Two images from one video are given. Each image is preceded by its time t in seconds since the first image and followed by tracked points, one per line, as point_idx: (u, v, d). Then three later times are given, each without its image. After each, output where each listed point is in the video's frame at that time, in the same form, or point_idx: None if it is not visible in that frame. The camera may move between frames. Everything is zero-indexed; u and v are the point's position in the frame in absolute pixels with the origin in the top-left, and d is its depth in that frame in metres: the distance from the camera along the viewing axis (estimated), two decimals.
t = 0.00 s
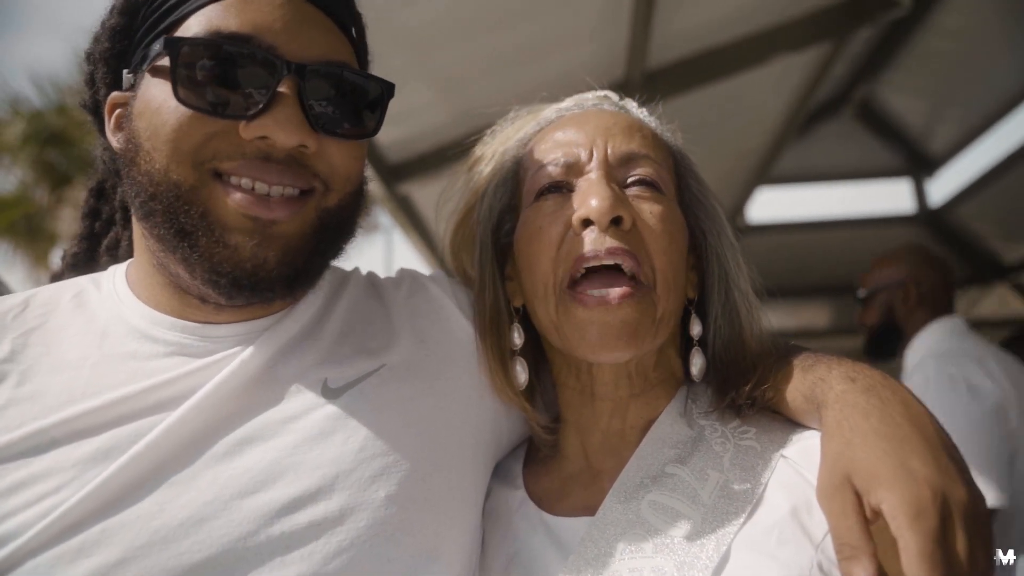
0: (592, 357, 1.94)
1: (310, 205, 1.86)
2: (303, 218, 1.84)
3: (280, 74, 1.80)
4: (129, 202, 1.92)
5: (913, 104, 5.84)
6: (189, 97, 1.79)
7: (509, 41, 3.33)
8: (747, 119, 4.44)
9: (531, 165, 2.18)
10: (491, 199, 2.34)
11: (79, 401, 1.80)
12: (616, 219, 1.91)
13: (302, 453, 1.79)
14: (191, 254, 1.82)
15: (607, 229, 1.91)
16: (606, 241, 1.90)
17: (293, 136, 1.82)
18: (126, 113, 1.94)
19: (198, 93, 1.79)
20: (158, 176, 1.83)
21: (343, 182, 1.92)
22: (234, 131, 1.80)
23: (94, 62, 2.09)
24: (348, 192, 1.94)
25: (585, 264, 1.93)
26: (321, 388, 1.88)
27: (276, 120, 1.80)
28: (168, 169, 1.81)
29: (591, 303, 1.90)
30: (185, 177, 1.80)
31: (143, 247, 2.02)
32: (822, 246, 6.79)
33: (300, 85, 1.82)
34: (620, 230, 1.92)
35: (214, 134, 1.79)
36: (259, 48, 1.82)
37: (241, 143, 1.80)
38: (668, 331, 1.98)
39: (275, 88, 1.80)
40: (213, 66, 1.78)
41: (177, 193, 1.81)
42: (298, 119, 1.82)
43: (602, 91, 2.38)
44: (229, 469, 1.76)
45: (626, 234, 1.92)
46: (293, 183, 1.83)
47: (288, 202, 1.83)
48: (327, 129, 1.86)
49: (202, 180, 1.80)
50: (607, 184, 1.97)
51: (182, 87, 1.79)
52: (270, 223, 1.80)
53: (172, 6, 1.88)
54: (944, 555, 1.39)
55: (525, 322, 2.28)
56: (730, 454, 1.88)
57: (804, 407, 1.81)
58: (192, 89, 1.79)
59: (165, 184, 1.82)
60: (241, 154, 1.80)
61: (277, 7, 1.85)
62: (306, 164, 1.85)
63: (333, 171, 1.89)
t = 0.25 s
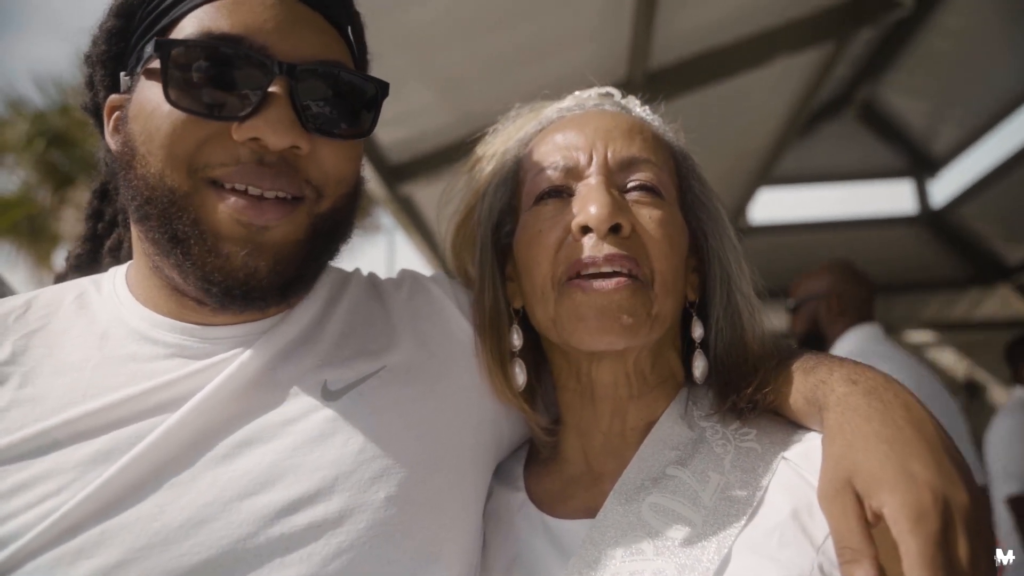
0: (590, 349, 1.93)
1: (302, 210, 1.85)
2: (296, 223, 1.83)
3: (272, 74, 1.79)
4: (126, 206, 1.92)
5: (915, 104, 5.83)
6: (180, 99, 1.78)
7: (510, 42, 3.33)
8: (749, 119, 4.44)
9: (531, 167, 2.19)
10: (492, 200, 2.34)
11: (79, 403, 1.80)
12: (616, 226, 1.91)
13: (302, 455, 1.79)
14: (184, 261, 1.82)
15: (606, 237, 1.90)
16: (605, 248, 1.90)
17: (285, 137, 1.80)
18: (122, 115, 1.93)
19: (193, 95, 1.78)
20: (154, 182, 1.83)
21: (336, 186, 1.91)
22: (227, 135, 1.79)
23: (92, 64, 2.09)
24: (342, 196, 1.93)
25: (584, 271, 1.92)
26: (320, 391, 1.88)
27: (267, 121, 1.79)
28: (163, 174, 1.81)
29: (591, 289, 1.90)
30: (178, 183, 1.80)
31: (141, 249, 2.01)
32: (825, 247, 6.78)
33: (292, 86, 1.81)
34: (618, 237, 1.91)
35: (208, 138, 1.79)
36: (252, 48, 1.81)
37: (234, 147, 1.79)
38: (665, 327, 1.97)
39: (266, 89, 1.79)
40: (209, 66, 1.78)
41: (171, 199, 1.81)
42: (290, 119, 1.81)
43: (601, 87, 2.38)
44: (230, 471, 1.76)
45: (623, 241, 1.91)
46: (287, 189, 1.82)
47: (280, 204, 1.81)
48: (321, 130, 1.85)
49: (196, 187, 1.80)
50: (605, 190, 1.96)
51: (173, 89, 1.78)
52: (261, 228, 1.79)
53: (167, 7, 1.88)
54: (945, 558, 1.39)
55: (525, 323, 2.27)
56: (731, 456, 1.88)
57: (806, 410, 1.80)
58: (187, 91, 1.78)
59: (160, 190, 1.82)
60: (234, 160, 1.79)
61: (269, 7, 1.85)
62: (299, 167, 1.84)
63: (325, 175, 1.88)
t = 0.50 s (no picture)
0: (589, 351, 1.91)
1: (297, 217, 1.82)
2: (290, 229, 1.81)
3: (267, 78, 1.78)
4: (125, 212, 1.92)
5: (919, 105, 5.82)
6: (176, 103, 1.77)
7: (511, 45, 3.32)
8: (751, 121, 4.43)
9: (531, 170, 2.18)
10: (492, 203, 2.33)
11: (80, 408, 1.80)
12: (614, 231, 1.90)
13: (301, 458, 1.78)
14: (180, 267, 1.82)
15: (603, 241, 1.90)
16: (602, 254, 1.89)
17: (280, 142, 1.78)
18: (121, 119, 1.92)
19: (190, 99, 1.77)
20: (151, 189, 1.82)
21: (332, 192, 1.89)
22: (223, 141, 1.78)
23: (92, 69, 2.08)
24: (337, 202, 1.91)
25: (581, 276, 1.91)
26: (320, 396, 1.87)
27: (263, 125, 1.77)
28: (161, 181, 1.80)
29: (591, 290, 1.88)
30: (174, 190, 1.79)
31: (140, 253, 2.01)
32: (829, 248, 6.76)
33: (289, 89, 1.81)
34: (617, 242, 1.91)
35: (206, 145, 1.77)
36: (248, 52, 1.81)
37: (231, 151, 1.78)
38: (665, 332, 1.96)
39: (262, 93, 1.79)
40: (207, 70, 1.77)
41: (167, 206, 1.81)
42: (284, 122, 1.79)
43: (600, 90, 2.38)
44: (229, 474, 1.76)
45: (622, 246, 1.91)
46: (283, 196, 1.79)
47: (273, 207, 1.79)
48: (319, 133, 1.84)
49: (192, 195, 1.79)
50: (605, 193, 1.96)
51: (168, 93, 1.77)
52: (256, 234, 1.77)
53: (165, 12, 1.87)
54: (946, 562, 1.39)
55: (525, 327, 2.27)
56: (734, 459, 1.87)
57: (809, 412, 1.79)
58: (185, 96, 1.77)
59: (157, 197, 1.81)
60: (229, 168, 1.77)
61: (264, 10, 1.85)
62: (295, 173, 1.82)
63: (320, 184, 1.86)
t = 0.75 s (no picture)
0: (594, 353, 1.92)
1: (292, 224, 1.84)
2: (286, 236, 1.83)
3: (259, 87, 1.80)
4: (123, 220, 1.95)
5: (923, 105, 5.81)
6: (168, 113, 1.80)
7: (513, 46, 3.34)
8: (755, 122, 4.44)
9: (539, 171, 2.20)
10: (499, 204, 2.34)
11: (82, 411, 1.84)
12: (623, 229, 1.91)
13: (301, 460, 1.81)
14: (175, 272, 1.85)
15: (613, 240, 1.90)
16: (611, 252, 1.90)
17: (273, 153, 1.80)
18: (120, 124, 1.95)
19: (187, 107, 1.80)
20: (145, 197, 1.85)
21: (329, 199, 1.92)
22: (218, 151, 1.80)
23: (93, 74, 2.12)
24: (335, 208, 1.94)
25: (590, 275, 1.92)
26: (320, 398, 1.91)
27: (255, 139, 1.79)
28: (154, 189, 1.83)
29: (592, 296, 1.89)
30: (169, 199, 1.82)
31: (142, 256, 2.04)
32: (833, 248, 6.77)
33: (283, 97, 1.82)
34: (626, 241, 1.92)
35: (196, 157, 1.80)
36: (241, 60, 1.83)
37: (224, 161, 1.80)
38: (672, 339, 1.95)
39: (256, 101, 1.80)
40: (204, 76, 1.79)
41: (161, 214, 1.84)
42: (278, 132, 1.81)
43: (609, 95, 2.40)
44: (231, 477, 1.79)
45: (631, 246, 1.92)
46: (274, 208, 1.81)
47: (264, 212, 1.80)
48: (313, 142, 1.86)
49: (185, 204, 1.82)
50: (615, 194, 1.97)
51: (161, 103, 1.80)
52: (252, 243, 1.80)
53: (161, 18, 1.91)
54: (944, 549, 1.39)
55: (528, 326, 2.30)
56: (732, 454, 1.88)
57: (806, 402, 1.80)
58: (181, 103, 1.80)
59: (151, 205, 1.85)
60: (223, 181, 1.79)
61: (258, 17, 1.86)
62: (291, 184, 1.84)
63: (318, 191, 1.88)
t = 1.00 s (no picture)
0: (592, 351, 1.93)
1: (278, 229, 1.86)
2: (268, 242, 1.84)
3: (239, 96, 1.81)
4: (112, 234, 1.96)
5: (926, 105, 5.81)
6: (147, 128, 1.81)
7: (514, 47, 3.35)
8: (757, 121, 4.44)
9: (544, 170, 2.20)
10: (507, 202, 2.34)
11: (84, 415, 1.85)
12: (624, 226, 1.92)
13: (300, 463, 1.84)
14: (156, 283, 1.87)
15: (615, 236, 1.91)
16: (613, 247, 1.90)
17: (249, 162, 1.80)
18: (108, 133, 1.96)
19: (167, 121, 1.81)
20: (127, 208, 1.86)
21: (315, 204, 1.93)
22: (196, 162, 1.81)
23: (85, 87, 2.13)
24: (322, 213, 1.95)
25: (592, 270, 1.92)
26: (320, 398, 1.94)
27: (235, 148, 1.80)
28: (137, 200, 1.84)
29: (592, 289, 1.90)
30: (149, 209, 1.82)
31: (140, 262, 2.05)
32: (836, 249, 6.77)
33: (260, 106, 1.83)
34: (627, 238, 1.93)
35: (176, 167, 1.81)
36: (219, 70, 1.83)
37: (203, 172, 1.81)
38: (666, 339, 1.95)
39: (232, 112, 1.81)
40: (185, 86, 1.80)
41: (145, 223, 1.84)
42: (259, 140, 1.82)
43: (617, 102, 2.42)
44: (231, 480, 1.81)
45: (632, 243, 1.93)
46: (257, 214, 1.83)
47: (250, 225, 1.82)
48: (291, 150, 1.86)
49: (167, 212, 1.82)
50: (618, 192, 1.98)
51: (139, 116, 1.81)
52: (234, 251, 1.81)
53: (142, 27, 1.91)
54: (939, 538, 1.39)
55: (530, 325, 2.31)
56: (730, 453, 1.89)
57: (802, 399, 1.81)
58: (160, 117, 1.81)
59: (133, 216, 1.85)
60: (202, 189, 1.80)
61: (236, 24, 1.85)
62: (271, 191, 1.84)
63: (303, 197, 1.90)
